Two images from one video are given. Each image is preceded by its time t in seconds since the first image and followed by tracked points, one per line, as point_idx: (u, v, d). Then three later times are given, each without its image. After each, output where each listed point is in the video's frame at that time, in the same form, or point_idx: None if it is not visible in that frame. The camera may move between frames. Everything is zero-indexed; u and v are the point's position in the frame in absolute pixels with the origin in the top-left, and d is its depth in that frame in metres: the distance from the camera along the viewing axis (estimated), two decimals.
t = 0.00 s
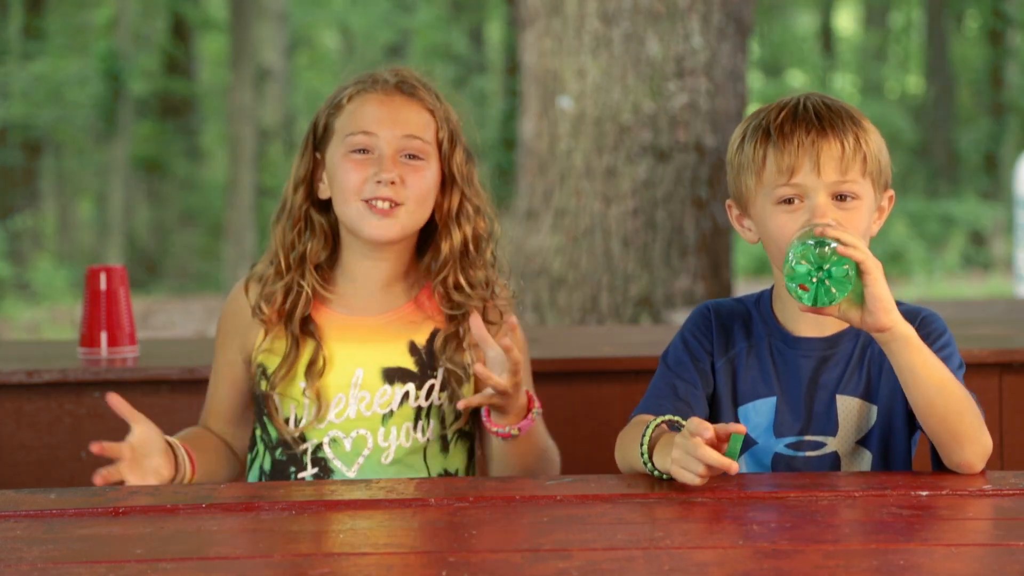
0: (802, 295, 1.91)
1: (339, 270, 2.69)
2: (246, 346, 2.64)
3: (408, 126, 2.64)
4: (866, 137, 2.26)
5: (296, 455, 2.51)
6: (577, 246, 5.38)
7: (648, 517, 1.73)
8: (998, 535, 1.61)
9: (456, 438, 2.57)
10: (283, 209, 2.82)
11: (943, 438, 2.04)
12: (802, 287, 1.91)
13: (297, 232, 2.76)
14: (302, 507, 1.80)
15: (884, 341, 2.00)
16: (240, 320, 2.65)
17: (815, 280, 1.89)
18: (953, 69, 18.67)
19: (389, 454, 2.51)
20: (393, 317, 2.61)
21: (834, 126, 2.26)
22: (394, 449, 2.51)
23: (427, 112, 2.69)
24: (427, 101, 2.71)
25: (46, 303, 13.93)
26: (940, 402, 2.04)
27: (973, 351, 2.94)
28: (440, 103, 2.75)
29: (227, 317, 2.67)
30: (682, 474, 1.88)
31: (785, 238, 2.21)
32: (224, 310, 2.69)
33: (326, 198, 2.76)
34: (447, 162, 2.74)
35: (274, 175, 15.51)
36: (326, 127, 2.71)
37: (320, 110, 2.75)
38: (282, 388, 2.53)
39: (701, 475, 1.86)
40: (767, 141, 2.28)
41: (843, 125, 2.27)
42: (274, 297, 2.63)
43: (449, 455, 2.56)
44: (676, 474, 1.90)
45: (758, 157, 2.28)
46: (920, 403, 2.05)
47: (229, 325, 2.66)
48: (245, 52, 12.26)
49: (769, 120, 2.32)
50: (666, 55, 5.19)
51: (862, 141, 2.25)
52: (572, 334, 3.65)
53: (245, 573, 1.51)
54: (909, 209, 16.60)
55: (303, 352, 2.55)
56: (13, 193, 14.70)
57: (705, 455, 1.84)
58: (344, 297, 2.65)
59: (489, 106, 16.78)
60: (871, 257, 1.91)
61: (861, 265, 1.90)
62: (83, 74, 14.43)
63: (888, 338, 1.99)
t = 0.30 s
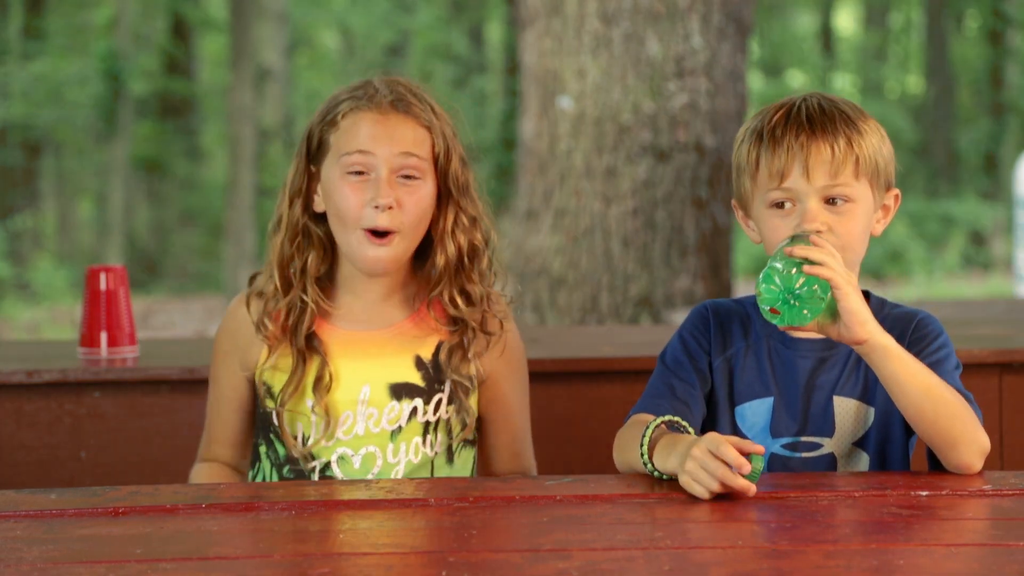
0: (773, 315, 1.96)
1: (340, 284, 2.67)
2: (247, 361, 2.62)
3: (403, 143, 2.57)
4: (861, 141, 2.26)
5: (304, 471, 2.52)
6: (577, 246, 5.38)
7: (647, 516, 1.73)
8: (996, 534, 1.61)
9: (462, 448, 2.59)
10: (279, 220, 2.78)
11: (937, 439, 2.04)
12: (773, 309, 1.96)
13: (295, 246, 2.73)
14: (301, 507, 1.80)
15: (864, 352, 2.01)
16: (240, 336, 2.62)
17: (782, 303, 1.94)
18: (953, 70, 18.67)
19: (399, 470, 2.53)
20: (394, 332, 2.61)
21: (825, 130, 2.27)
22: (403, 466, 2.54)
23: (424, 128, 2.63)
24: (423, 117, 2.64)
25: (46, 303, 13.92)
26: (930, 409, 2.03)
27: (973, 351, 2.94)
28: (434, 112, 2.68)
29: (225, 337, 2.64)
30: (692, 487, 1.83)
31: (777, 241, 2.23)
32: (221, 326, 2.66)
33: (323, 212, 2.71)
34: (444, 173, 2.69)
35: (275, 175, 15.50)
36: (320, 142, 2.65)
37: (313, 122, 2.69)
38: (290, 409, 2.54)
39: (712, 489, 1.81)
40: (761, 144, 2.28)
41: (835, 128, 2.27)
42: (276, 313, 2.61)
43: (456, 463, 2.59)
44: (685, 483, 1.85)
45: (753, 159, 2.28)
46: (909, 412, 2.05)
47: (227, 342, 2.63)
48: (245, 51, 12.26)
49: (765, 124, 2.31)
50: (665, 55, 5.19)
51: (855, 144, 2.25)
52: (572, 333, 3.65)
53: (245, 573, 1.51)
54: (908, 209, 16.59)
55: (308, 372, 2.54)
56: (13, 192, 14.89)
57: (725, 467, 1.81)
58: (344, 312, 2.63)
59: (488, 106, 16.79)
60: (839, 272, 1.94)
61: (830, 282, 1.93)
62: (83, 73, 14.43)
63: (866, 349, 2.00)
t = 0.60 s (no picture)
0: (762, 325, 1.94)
1: (346, 290, 2.68)
2: (253, 362, 2.62)
3: (408, 155, 2.58)
4: (863, 143, 2.26)
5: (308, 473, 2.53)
6: (577, 246, 5.37)
7: (647, 516, 1.73)
8: (996, 535, 1.61)
9: (469, 448, 2.60)
10: (284, 227, 2.77)
11: (931, 440, 2.04)
12: (762, 319, 1.93)
13: (301, 252, 2.71)
14: (302, 507, 1.80)
15: (857, 358, 2.00)
16: (247, 336, 2.63)
17: (770, 315, 1.92)
18: (953, 70, 18.69)
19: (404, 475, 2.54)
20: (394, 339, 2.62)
21: (829, 133, 2.26)
22: (408, 469, 2.54)
23: (428, 140, 2.64)
24: (427, 132, 2.64)
25: (46, 303, 13.93)
26: (924, 411, 2.03)
27: (973, 351, 2.94)
28: (436, 125, 2.67)
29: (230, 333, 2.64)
30: (693, 486, 1.83)
31: (778, 242, 2.22)
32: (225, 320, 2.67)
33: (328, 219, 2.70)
34: (444, 184, 2.68)
35: (274, 175, 15.49)
36: (323, 153, 2.65)
37: (315, 133, 2.69)
38: (297, 412, 2.53)
39: (714, 488, 1.81)
40: (765, 146, 2.29)
41: (838, 131, 2.27)
42: (284, 318, 2.60)
43: (463, 462, 2.59)
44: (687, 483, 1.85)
45: (756, 161, 2.29)
46: (905, 414, 2.05)
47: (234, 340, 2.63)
48: (245, 51, 12.27)
49: (771, 124, 2.32)
50: (665, 55, 5.19)
51: (858, 147, 2.24)
52: (572, 333, 3.65)
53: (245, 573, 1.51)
54: (908, 209, 16.59)
55: (314, 377, 2.54)
56: (13, 192, 14.99)
57: (727, 467, 1.81)
58: (348, 318, 2.64)
59: (489, 106, 16.81)
60: (829, 280, 1.91)
61: (819, 290, 1.90)
62: (83, 73, 14.43)
63: (859, 356, 1.99)
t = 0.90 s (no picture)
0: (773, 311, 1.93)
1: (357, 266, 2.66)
2: (260, 353, 2.58)
3: (416, 124, 2.60)
4: (865, 144, 2.26)
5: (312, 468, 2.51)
6: (577, 246, 5.37)
7: (647, 516, 1.73)
8: (997, 534, 1.61)
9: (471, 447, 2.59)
10: (297, 211, 2.76)
11: (934, 440, 2.04)
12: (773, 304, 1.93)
13: (314, 235, 2.70)
14: (303, 507, 1.80)
15: (865, 353, 2.00)
16: (256, 329, 2.59)
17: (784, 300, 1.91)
18: (953, 70, 18.69)
19: (408, 469, 2.52)
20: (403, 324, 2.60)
21: (832, 135, 2.26)
22: (413, 464, 2.52)
23: (436, 112, 2.65)
24: (435, 102, 2.67)
25: (46, 303, 13.92)
26: (931, 410, 2.03)
27: (973, 351, 2.94)
28: (447, 103, 2.71)
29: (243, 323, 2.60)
30: (689, 479, 1.85)
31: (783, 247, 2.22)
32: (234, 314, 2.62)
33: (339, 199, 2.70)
34: (454, 160, 2.70)
35: (274, 176, 15.48)
36: (333, 129, 2.67)
37: (327, 110, 2.71)
38: (305, 399, 2.51)
39: (708, 480, 1.83)
40: (767, 145, 2.29)
41: (841, 133, 2.27)
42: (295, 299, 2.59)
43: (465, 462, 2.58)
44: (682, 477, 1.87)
45: (759, 164, 2.28)
46: (910, 411, 2.04)
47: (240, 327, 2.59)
48: (245, 52, 12.27)
49: (772, 127, 2.31)
50: (666, 55, 5.19)
51: (861, 149, 2.25)
52: (572, 333, 3.65)
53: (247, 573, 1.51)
54: (908, 209, 16.59)
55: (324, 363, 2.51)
56: (13, 192, 14.98)
57: (721, 457, 1.82)
58: (354, 302, 2.62)
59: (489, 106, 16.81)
60: (842, 271, 1.92)
61: (832, 280, 1.91)
62: (83, 73, 14.42)
63: (868, 350, 1.99)
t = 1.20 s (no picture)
0: (795, 290, 1.96)
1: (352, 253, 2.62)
2: (251, 336, 2.57)
3: (409, 111, 2.58)
4: (863, 142, 2.25)
5: (304, 445, 2.47)
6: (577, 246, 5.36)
7: (647, 516, 1.73)
8: (997, 534, 1.61)
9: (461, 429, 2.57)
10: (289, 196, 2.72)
11: (939, 440, 2.04)
12: (795, 282, 1.96)
13: (305, 218, 2.65)
14: (302, 507, 1.80)
15: (878, 344, 2.00)
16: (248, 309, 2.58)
17: (808, 276, 1.94)
18: (953, 70, 18.68)
19: (404, 444, 2.48)
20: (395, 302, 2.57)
21: (830, 134, 2.26)
22: (408, 440, 2.48)
23: (429, 100, 2.63)
24: (428, 89, 2.64)
25: (46, 304, 13.91)
26: (940, 406, 2.03)
27: (973, 351, 2.94)
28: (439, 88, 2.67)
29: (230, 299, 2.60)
30: (688, 479, 1.85)
31: (784, 246, 2.22)
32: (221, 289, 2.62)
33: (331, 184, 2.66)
34: (446, 146, 2.65)
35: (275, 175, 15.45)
36: (328, 115, 2.63)
37: (322, 97, 2.68)
38: (303, 372, 2.47)
39: (708, 481, 1.83)
40: (765, 147, 2.29)
41: (839, 132, 2.26)
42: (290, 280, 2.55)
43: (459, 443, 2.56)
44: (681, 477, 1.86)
45: (757, 164, 2.29)
46: (918, 408, 2.05)
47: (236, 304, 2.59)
48: (244, 51, 12.25)
49: (768, 127, 2.32)
50: (665, 55, 5.20)
51: (859, 147, 2.24)
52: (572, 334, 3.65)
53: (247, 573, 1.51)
54: (908, 209, 16.59)
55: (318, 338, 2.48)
56: (13, 192, 14.91)
57: (721, 457, 1.82)
58: (346, 283, 2.58)
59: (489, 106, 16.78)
60: (866, 261, 1.94)
61: (855, 266, 1.93)
62: (83, 74, 14.42)
63: (881, 341, 1.99)
